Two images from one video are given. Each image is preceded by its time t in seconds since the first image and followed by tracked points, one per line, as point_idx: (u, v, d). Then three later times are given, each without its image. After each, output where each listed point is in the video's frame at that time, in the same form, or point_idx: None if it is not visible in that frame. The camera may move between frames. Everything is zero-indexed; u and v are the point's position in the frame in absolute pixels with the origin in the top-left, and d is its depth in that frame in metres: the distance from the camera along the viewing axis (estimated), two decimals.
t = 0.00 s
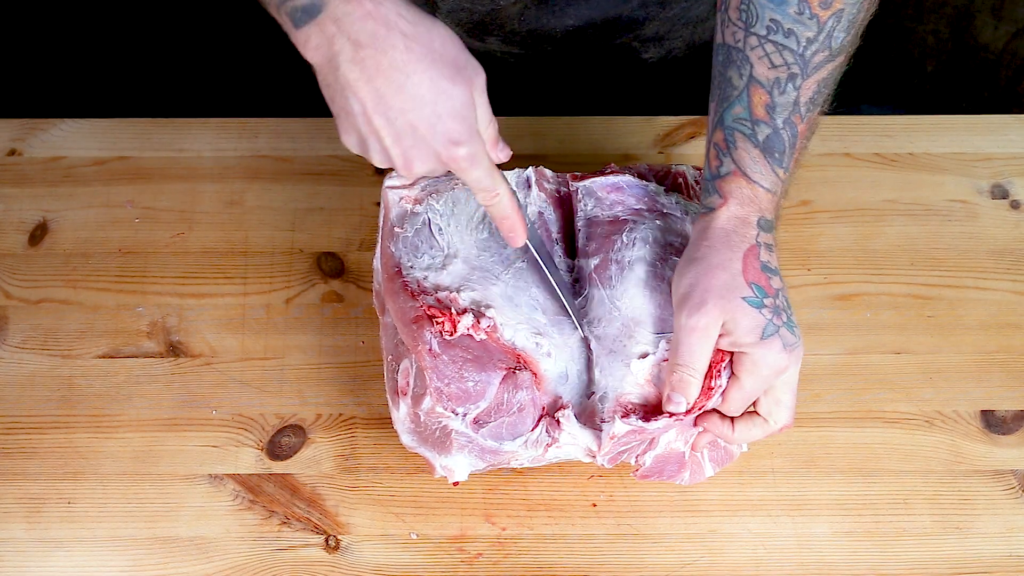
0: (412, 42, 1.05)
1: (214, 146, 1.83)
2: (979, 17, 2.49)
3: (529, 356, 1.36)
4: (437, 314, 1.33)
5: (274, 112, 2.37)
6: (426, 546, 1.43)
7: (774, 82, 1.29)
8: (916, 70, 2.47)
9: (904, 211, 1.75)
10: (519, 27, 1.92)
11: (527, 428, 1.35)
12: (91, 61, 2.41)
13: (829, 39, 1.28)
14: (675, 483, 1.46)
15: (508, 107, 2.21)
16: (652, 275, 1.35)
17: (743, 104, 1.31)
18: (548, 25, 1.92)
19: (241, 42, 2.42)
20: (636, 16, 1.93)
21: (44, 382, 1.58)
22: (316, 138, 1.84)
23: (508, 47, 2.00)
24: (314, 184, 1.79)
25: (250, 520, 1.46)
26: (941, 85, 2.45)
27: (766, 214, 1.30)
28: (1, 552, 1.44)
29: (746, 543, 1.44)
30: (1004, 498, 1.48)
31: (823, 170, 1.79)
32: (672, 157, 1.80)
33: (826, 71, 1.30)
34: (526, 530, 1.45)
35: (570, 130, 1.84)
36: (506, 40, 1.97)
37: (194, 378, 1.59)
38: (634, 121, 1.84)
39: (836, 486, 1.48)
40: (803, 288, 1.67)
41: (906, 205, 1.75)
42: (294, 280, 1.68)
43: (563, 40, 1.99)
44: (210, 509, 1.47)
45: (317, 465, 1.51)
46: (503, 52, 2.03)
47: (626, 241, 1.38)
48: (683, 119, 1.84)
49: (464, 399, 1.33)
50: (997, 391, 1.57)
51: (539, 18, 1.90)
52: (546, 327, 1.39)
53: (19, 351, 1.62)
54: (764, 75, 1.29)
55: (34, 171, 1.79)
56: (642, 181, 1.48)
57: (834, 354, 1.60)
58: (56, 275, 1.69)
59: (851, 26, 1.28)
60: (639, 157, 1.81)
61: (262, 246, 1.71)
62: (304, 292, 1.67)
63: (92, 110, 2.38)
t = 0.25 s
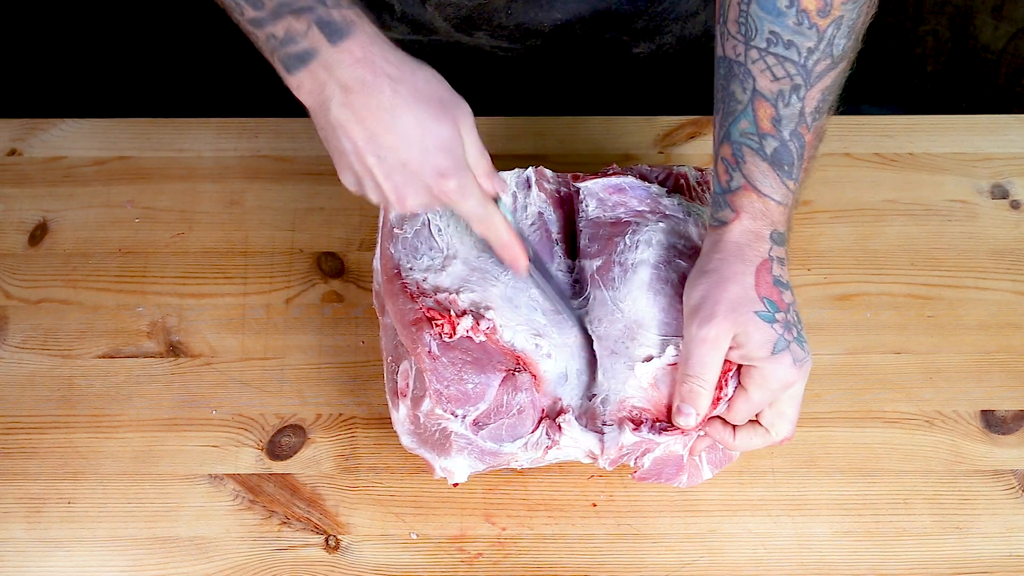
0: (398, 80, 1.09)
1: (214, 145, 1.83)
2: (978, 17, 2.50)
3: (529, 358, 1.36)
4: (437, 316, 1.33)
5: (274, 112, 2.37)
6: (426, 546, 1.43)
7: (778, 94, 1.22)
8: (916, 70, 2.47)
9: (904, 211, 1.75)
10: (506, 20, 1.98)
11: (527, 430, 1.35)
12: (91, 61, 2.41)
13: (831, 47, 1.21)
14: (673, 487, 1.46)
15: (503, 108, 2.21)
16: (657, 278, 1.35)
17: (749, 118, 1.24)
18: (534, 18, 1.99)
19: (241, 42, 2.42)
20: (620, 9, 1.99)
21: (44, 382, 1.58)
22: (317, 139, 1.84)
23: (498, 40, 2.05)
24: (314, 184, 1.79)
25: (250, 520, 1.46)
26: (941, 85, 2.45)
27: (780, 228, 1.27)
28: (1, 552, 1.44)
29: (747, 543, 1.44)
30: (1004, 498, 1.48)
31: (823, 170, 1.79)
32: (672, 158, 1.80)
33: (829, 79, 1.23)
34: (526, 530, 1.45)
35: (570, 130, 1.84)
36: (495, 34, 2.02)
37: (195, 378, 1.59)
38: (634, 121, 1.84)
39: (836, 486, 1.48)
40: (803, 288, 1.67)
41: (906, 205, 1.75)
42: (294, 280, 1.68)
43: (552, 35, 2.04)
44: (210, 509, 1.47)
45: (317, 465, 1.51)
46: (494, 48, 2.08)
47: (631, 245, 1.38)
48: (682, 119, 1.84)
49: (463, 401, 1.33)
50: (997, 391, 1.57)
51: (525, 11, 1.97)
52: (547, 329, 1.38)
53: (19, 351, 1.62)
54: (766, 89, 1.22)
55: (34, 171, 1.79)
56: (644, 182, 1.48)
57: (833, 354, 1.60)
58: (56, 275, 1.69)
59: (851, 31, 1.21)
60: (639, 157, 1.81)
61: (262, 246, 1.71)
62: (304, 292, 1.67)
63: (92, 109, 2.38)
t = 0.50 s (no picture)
0: (273, 41, 1.05)
1: (214, 145, 1.83)
2: (978, 16, 2.46)
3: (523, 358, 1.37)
4: (429, 317, 1.34)
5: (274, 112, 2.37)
6: (426, 546, 1.43)
7: (782, 92, 1.00)
8: (916, 71, 2.47)
9: (904, 211, 1.75)
10: (497, 27, 1.91)
11: (517, 433, 1.34)
12: (91, 61, 2.41)
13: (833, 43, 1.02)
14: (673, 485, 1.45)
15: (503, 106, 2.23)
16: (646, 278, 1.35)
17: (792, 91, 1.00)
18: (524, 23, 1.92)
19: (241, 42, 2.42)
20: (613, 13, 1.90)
21: (44, 382, 1.58)
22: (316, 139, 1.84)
23: (489, 45, 1.99)
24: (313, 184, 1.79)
25: (250, 520, 1.46)
26: (942, 85, 2.46)
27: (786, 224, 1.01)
28: (1, 552, 1.44)
29: (747, 543, 1.44)
30: (1004, 498, 1.48)
31: (824, 170, 1.79)
32: (672, 158, 1.81)
33: (833, 71, 1.03)
34: (526, 530, 1.45)
35: (570, 130, 1.84)
36: (485, 40, 1.96)
37: (194, 378, 1.59)
38: (633, 121, 1.84)
39: (835, 486, 1.48)
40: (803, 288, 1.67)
41: (906, 205, 1.75)
42: (294, 280, 1.68)
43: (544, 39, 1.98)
44: (210, 509, 1.47)
45: (317, 465, 1.51)
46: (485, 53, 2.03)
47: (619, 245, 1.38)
48: (683, 119, 1.84)
49: (454, 402, 1.32)
50: (997, 391, 1.57)
51: (516, 16, 1.89)
52: (540, 329, 1.40)
53: (19, 351, 1.62)
54: (766, 84, 1.00)
55: (34, 171, 1.79)
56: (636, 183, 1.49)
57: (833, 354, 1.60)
58: (56, 275, 1.69)
59: (858, 25, 1.02)
60: (639, 157, 1.81)
61: (262, 246, 1.71)
62: (304, 292, 1.67)
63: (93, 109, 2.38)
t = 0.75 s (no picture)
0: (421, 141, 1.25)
1: (214, 146, 1.83)
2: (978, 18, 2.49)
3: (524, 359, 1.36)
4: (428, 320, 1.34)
5: (274, 112, 2.37)
6: (426, 546, 1.43)
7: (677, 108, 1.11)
8: (916, 71, 2.47)
9: (905, 211, 1.75)
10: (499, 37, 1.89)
11: (517, 434, 1.35)
12: (92, 61, 2.41)
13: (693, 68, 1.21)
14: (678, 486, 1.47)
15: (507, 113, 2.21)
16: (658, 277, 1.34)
17: (653, 127, 1.33)
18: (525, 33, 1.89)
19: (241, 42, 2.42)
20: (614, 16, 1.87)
21: (44, 382, 1.58)
22: (317, 139, 1.84)
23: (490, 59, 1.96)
24: (314, 184, 1.79)
25: (250, 520, 1.46)
26: (942, 86, 2.45)
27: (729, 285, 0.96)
28: (1, 552, 1.44)
29: (747, 543, 1.44)
30: (1005, 498, 1.48)
31: (825, 170, 1.79)
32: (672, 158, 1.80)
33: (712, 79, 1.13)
34: (526, 530, 1.45)
35: (570, 131, 1.84)
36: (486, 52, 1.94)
37: (195, 378, 1.59)
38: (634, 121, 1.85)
39: (836, 486, 1.48)
40: (804, 288, 1.67)
41: (906, 205, 1.75)
42: (294, 280, 1.68)
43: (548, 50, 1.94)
44: (210, 509, 1.47)
45: (317, 465, 1.51)
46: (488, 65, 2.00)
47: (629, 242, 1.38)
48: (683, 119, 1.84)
49: (454, 403, 1.34)
50: (998, 391, 1.57)
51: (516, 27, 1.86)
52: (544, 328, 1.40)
53: (19, 351, 1.62)
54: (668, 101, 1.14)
55: (34, 171, 1.79)
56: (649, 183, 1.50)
57: (834, 354, 1.60)
58: (56, 275, 1.69)
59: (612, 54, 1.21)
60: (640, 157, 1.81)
61: (262, 246, 1.71)
62: (304, 292, 1.67)
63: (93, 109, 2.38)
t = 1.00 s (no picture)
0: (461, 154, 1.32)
1: (214, 146, 1.83)
2: (979, 18, 2.48)
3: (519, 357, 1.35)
4: (420, 325, 1.32)
5: (274, 113, 2.37)
6: (426, 546, 1.43)
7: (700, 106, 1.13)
8: (916, 71, 2.47)
9: (905, 212, 1.75)
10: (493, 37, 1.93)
11: (515, 434, 1.35)
12: (92, 61, 2.41)
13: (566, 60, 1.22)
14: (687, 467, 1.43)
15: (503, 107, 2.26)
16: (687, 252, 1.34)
17: (726, 127, 1.37)
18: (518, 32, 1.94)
19: (241, 43, 2.42)
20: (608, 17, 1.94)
21: (44, 382, 1.58)
22: (317, 139, 1.84)
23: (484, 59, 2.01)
24: (314, 184, 1.79)
25: (250, 521, 1.46)
26: (941, 86, 2.45)
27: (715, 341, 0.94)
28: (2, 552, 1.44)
29: (747, 543, 1.43)
30: (1005, 498, 1.48)
31: (825, 170, 1.79)
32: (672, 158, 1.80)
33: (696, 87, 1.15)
34: (526, 530, 1.45)
35: (570, 131, 1.84)
36: (480, 53, 1.99)
37: (195, 378, 1.59)
38: (633, 121, 1.85)
39: (836, 486, 1.48)
40: (804, 288, 1.67)
41: (906, 206, 1.75)
42: (294, 280, 1.68)
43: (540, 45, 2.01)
44: (210, 510, 1.47)
45: (317, 466, 1.51)
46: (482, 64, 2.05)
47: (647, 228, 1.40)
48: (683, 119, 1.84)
49: (450, 407, 1.33)
50: (998, 391, 1.57)
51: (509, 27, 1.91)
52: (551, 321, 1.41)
53: (19, 351, 1.62)
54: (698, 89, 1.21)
55: (34, 171, 1.79)
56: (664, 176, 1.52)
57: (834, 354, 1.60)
58: (56, 276, 1.69)
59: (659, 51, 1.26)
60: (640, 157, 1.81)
61: (262, 246, 1.71)
62: (305, 292, 1.67)
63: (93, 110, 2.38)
